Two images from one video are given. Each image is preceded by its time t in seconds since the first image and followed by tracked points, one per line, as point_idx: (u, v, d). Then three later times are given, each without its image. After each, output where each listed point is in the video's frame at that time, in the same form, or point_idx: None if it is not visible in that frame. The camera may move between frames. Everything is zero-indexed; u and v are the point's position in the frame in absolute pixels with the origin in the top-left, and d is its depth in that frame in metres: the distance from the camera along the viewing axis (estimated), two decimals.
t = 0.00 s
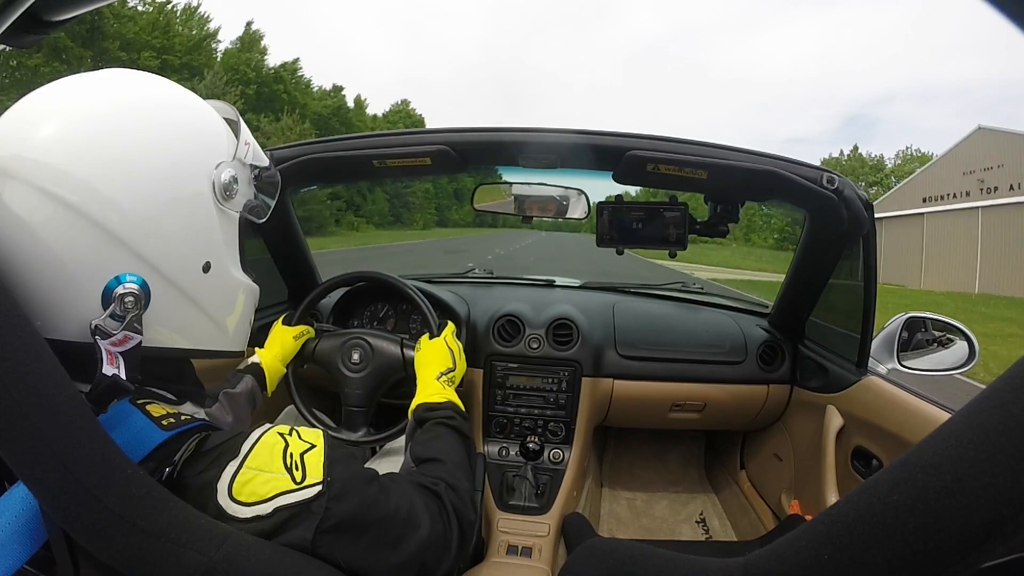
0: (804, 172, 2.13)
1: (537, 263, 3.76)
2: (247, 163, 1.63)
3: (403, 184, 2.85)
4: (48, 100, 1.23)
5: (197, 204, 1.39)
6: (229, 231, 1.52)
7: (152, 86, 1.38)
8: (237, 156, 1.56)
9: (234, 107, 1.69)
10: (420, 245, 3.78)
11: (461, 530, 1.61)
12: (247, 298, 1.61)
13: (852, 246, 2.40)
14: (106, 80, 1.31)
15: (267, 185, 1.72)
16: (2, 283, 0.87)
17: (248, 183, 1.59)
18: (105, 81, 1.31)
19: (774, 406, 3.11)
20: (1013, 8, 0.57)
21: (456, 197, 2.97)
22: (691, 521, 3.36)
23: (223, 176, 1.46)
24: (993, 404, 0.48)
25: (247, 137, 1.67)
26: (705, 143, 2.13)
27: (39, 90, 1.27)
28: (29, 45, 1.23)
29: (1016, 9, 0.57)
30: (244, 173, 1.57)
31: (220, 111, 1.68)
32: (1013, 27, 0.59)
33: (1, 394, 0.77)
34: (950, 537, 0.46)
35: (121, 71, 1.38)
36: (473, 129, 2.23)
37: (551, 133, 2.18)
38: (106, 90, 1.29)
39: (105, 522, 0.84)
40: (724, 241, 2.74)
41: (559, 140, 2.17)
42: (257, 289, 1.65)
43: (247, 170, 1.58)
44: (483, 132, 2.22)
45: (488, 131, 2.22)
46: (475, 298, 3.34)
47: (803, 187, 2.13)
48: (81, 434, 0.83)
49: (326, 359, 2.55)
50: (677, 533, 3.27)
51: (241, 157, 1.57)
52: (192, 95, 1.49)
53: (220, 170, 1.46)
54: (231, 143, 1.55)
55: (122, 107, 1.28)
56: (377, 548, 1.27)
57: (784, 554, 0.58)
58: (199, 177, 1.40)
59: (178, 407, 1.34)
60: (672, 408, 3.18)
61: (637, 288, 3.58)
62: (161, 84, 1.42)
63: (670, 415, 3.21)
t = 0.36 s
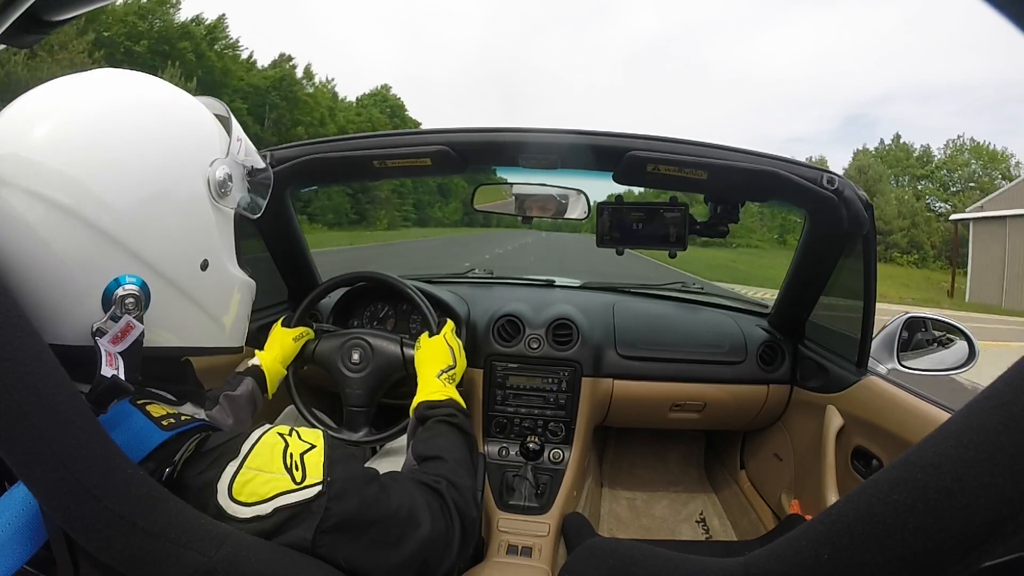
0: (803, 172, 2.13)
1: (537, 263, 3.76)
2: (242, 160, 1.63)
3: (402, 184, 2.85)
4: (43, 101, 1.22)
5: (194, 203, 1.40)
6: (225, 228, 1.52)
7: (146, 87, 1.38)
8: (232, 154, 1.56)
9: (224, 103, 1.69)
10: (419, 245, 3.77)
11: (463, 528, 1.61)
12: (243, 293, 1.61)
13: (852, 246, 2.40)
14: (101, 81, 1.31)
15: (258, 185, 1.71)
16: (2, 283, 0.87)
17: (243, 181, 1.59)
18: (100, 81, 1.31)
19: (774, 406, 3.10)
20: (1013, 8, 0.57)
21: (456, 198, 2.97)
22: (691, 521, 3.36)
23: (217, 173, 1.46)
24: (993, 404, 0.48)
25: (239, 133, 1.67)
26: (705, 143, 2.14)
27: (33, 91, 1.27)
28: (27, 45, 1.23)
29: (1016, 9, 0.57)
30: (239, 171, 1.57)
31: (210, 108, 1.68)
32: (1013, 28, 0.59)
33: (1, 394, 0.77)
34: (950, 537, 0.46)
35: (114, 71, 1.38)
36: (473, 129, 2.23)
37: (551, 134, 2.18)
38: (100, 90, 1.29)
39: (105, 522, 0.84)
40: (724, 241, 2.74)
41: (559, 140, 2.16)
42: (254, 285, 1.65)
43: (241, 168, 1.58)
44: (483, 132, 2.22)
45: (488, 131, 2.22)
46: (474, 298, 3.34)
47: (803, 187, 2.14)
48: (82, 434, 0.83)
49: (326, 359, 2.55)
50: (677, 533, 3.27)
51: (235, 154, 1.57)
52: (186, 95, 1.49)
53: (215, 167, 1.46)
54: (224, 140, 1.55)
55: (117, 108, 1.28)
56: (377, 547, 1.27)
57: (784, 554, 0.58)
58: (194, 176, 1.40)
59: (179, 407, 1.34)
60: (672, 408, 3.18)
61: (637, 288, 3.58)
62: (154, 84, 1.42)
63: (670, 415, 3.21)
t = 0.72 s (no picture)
0: (804, 172, 2.13)
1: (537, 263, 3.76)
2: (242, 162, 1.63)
3: (402, 184, 2.85)
4: (43, 103, 1.22)
5: (193, 202, 1.40)
6: (225, 229, 1.52)
7: (147, 88, 1.38)
8: (231, 155, 1.56)
9: (224, 107, 1.69)
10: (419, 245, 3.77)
11: (462, 529, 1.61)
12: (244, 294, 1.61)
13: (852, 246, 2.40)
14: (102, 82, 1.32)
15: (258, 187, 1.71)
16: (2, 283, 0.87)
17: (242, 183, 1.59)
18: (101, 83, 1.31)
19: (774, 406, 3.10)
20: (1013, 8, 0.57)
21: (456, 198, 2.96)
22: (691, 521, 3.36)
23: (218, 173, 1.46)
24: (993, 403, 0.48)
25: (239, 138, 1.66)
26: (705, 143, 2.14)
27: (33, 93, 1.27)
28: (27, 45, 1.23)
29: (1016, 9, 0.57)
30: (238, 171, 1.57)
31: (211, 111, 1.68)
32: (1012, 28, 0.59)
33: (1, 394, 0.77)
34: (950, 537, 0.46)
35: (114, 73, 1.38)
36: (473, 129, 2.23)
37: (552, 134, 2.18)
38: (99, 91, 1.29)
39: (105, 522, 0.84)
40: (724, 241, 2.73)
41: (560, 140, 2.16)
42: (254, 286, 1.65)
43: (241, 169, 1.58)
44: (483, 132, 2.22)
45: (488, 131, 2.22)
46: (474, 298, 3.34)
47: (802, 186, 2.13)
48: (82, 434, 0.83)
49: (326, 358, 2.55)
50: (677, 533, 3.27)
51: (235, 155, 1.58)
52: (186, 96, 1.49)
53: (216, 168, 1.46)
54: (226, 144, 1.56)
55: (117, 108, 1.28)
56: (377, 547, 1.27)
57: (784, 554, 0.58)
58: (194, 176, 1.41)
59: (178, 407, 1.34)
60: (672, 408, 3.18)
61: (637, 288, 3.58)
62: (154, 85, 1.42)
63: (670, 415, 3.21)
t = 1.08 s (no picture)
0: (804, 172, 2.13)
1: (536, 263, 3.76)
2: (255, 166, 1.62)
3: (403, 184, 2.85)
4: (54, 102, 1.23)
5: (201, 205, 1.39)
6: (234, 235, 1.52)
7: (160, 89, 1.38)
8: (245, 160, 1.56)
9: (242, 110, 1.69)
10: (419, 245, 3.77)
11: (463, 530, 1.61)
12: (251, 301, 1.61)
13: (852, 246, 2.40)
14: (114, 82, 1.31)
15: (275, 186, 1.71)
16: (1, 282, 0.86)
17: (255, 187, 1.59)
18: (113, 83, 1.31)
19: (774, 406, 3.10)
20: (1013, 8, 0.57)
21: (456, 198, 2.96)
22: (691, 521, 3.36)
23: (230, 179, 1.46)
24: (994, 403, 0.48)
25: (255, 141, 1.67)
26: (706, 143, 2.14)
27: (46, 91, 1.28)
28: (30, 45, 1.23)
29: (1016, 9, 0.57)
30: (251, 174, 1.57)
31: (229, 115, 1.68)
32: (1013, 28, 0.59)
33: (1, 394, 0.77)
34: (950, 537, 0.46)
35: (127, 72, 1.38)
36: (473, 129, 2.23)
37: (552, 134, 2.18)
38: (111, 91, 1.29)
39: (105, 522, 0.84)
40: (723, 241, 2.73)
41: (560, 141, 2.17)
42: (262, 296, 1.66)
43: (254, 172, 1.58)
44: (483, 132, 2.22)
45: (487, 131, 2.22)
46: (475, 298, 3.34)
47: (802, 186, 2.13)
48: (81, 434, 0.82)
49: (326, 358, 2.55)
50: (677, 533, 3.27)
51: (249, 161, 1.58)
52: (199, 98, 1.49)
53: (227, 173, 1.46)
54: (239, 147, 1.55)
55: (128, 109, 1.28)
56: (377, 548, 1.27)
57: (784, 553, 0.58)
58: (204, 180, 1.40)
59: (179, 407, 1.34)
60: (672, 408, 3.18)
61: (637, 288, 3.58)
62: (169, 86, 1.42)
63: (670, 415, 3.21)
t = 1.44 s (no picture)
0: (804, 173, 2.13)
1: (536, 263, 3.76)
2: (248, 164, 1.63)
3: (403, 184, 2.85)
4: (49, 100, 1.23)
5: (200, 206, 1.40)
6: (231, 233, 1.52)
7: (155, 88, 1.38)
8: (239, 158, 1.56)
9: (234, 107, 1.69)
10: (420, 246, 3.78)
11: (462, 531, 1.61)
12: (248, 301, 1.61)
13: (852, 246, 2.40)
14: (110, 82, 1.31)
15: (269, 185, 1.70)
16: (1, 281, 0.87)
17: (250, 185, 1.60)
18: (109, 83, 1.31)
19: (774, 406, 3.10)
20: (1013, 8, 0.57)
21: (457, 198, 2.96)
22: (691, 521, 3.36)
23: (224, 178, 1.46)
24: (994, 403, 0.47)
25: (249, 139, 1.67)
26: (706, 143, 2.13)
27: (41, 89, 1.27)
28: (28, 44, 1.23)
29: (1016, 9, 0.56)
30: (244, 172, 1.57)
31: (221, 111, 1.68)
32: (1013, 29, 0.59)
33: (1, 394, 0.77)
34: (950, 537, 0.46)
35: (123, 72, 1.38)
36: (473, 129, 2.23)
37: (552, 134, 2.18)
38: (107, 90, 1.29)
39: (105, 522, 0.84)
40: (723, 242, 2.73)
41: (560, 141, 2.17)
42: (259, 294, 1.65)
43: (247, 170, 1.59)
44: (483, 132, 2.22)
45: (487, 131, 2.22)
46: (475, 298, 3.34)
47: (803, 187, 2.13)
48: (82, 434, 0.82)
49: (326, 358, 2.55)
50: (677, 533, 3.27)
51: (243, 159, 1.58)
52: (194, 97, 1.49)
53: (221, 172, 1.46)
54: (234, 146, 1.56)
55: (125, 109, 1.28)
56: (377, 548, 1.27)
57: (783, 553, 0.58)
58: (201, 180, 1.40)
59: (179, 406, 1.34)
60: (672, 409, 3.18)
61: (637, 288, 3.58)
62: (165, 85, 1.42)
63: (670, 415, 3.21)
